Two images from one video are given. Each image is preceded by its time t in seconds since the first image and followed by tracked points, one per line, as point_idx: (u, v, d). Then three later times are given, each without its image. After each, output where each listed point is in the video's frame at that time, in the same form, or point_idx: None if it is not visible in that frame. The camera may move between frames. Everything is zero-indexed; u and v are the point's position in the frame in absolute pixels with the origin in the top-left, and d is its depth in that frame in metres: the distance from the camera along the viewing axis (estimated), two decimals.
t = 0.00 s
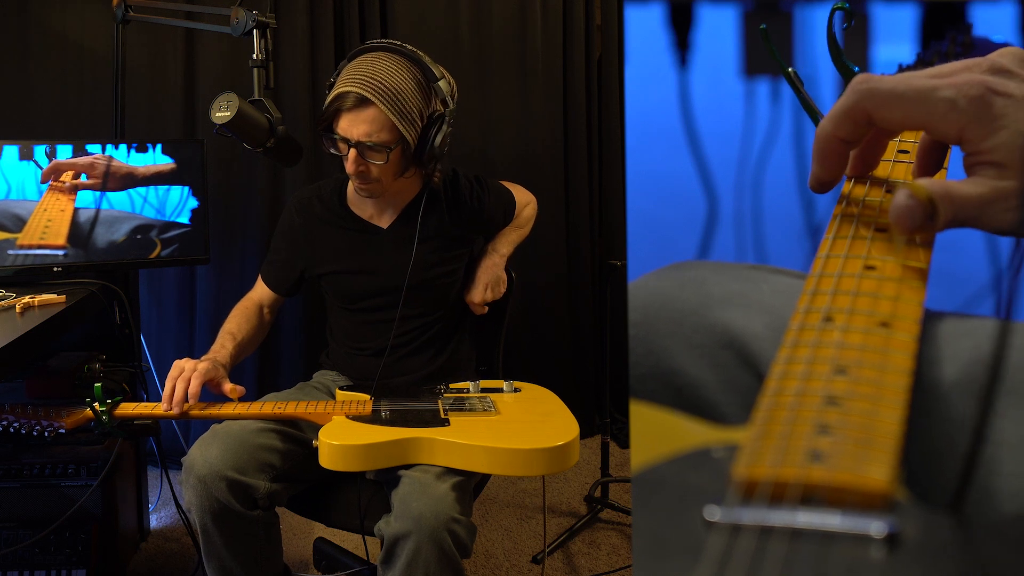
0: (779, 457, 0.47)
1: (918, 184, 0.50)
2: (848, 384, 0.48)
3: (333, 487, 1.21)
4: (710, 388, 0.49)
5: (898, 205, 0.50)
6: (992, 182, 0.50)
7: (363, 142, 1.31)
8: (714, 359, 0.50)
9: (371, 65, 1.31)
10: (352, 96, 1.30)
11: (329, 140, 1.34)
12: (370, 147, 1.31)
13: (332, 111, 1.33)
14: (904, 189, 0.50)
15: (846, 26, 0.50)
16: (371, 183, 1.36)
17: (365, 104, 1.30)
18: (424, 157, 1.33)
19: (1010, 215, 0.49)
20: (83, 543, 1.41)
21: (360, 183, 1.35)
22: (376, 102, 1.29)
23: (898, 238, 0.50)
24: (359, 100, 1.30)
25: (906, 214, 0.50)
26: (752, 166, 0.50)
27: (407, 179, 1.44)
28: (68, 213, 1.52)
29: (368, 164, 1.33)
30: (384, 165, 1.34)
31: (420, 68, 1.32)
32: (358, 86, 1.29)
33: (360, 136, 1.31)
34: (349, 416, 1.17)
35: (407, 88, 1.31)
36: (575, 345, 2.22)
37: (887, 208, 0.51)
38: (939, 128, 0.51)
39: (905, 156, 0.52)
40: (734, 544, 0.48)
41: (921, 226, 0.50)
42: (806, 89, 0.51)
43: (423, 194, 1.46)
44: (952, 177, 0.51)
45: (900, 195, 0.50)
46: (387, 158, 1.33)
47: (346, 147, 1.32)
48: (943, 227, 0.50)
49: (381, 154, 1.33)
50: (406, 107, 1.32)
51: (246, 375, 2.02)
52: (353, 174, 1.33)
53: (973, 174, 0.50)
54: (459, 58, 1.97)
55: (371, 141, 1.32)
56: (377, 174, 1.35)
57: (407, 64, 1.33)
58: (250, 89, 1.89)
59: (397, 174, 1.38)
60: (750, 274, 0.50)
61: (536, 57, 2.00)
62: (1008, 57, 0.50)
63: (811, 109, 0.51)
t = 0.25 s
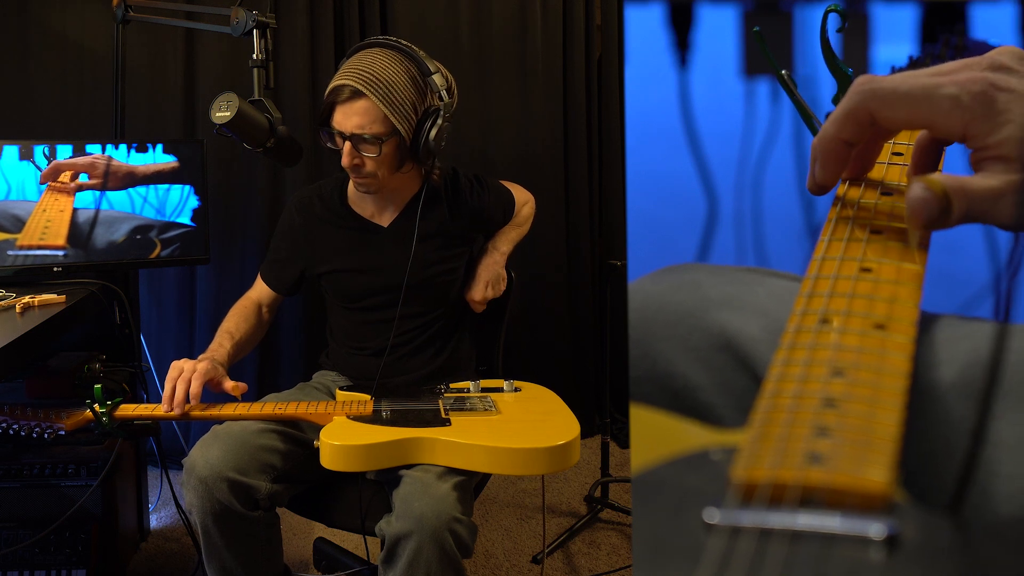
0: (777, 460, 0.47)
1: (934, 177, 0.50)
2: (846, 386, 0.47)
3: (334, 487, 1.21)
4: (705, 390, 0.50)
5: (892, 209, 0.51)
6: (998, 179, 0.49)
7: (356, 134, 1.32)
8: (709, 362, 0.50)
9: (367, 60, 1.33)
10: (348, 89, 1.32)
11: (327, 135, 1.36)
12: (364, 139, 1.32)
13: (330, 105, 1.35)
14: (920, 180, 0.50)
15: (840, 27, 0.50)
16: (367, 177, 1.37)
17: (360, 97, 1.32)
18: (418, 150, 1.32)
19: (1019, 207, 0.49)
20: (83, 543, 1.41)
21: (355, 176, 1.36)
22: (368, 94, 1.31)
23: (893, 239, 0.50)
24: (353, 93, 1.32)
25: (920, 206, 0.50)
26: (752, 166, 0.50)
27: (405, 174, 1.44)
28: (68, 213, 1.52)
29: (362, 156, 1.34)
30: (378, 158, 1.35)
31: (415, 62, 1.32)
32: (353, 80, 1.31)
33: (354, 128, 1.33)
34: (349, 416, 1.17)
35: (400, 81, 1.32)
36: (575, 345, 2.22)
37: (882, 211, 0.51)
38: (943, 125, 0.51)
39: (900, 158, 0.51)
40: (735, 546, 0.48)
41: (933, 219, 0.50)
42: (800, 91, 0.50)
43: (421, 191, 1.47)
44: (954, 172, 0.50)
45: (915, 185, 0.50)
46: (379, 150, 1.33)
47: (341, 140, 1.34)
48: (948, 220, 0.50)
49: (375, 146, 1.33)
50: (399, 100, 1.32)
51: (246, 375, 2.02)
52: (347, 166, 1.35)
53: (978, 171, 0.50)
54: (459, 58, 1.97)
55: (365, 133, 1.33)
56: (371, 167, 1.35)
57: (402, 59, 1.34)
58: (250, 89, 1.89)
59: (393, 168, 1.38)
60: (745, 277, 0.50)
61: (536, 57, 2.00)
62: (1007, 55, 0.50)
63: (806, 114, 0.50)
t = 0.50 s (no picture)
0: (775, 462, 0.47)
1: (925, 188, 0.50)
2: (843, 388, 0.47)
3: (335, 487, 1.21)
4: (701, 394, 0.49)
5: (887, 211, 0.50)
6: (990, 188, 0.49)
7: (347, 126, 1.35)
8: (704, 364, 0.49)
9: (363, 55, 1.36)
10: (343, 83, 1.35)
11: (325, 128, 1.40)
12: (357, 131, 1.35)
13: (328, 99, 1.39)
14: (913, 194, 0.50)
15: (833, 29, 0.49)
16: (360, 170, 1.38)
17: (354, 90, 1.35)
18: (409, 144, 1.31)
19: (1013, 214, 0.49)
20: (83, 543, 1.41)
21: (348, 168, 1.39)
22: (360, 86, 1.34)
23: (889, 241, 0.50)
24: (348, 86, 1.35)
25: (914, 216, 0.50)
26: (752, 166, 0.50)
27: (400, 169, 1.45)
28: (67, 214, 1.52)
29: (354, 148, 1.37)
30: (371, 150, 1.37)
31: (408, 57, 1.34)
32: (347, 73, 1.35)
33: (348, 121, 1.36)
34: (350, 416, 1.17)
35: (392, 74, 1.34)
36: (575, 345, 2.22)
37: (876, 214, 0.51)
38: (937, 130, 0.50)
39: (894, 160, 0.51)
40: (734, 547, 0.48)
41: (927, 232, 0.50)
42: (792, 93, 0.50)
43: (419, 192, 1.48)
44: (949, 179, 0.50)
45: (909, 199, 0.50)
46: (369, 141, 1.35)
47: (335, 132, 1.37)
48: (943, 231, 0.49)
49: (365, 137, 1.35)
50: (390, 93, 1.34)
51: (246, 375, 2.02)
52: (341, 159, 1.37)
53: (974, 176, 0.49)
54: (459, 58, 1.97)
55: (356, 125, 1.35)
56: (363, 159, 1.37)
57: (398, 55, 1.36)
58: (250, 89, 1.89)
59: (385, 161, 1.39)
60: (740, 280, 0.50)
61: (536, 57, 2.00)
62: (1002, 59, 0.49)
63: (798, 114, 0.50)
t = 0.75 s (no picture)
0: (774, 464, 0.47)
1: (936, 187, 0.49)
2: (841, 390, 0.47)
3: (336, 488, 1.21)
4: (696, 396, 0.49)
5: (882, 213, 0.50)
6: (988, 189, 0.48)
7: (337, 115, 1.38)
8: (701, 367, 0.48)
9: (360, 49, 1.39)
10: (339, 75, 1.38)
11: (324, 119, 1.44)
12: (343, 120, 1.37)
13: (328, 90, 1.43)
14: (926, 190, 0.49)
15: (828, 30, 0.49)
16: (348, 160, 1.41)
17: (348, 82, 1.38)
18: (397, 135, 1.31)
19: (1019, 210, 0.48)
20: (83, 543, 1.41)
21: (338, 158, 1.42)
22: (350, 76, 1.36)
23: (884, 243, 0.49)
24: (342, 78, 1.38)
25: (928, 216, 0.49)
26: (752, 166, 0.50)
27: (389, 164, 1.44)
28: (66, 214, 1.52)
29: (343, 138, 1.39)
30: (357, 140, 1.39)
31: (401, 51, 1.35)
32: (341, 64, 1.38)
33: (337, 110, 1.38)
34: (352, 416, 1.17)
35: (382, 66, 1.35)
36: (575, 345, 2.22)
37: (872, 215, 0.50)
38: (937, 126, 0.49)
39: (888, 162, 0.50)
40: (734, 548, 0.48)
41: (937, 232, 0.49)
42: (786, 94, 0.50)
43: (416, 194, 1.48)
44: (947, 176, 0.49)
45: (922, 196, 0.49)
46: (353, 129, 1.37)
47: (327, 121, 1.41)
48: (950, 226, 0.49)
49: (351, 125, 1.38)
50: (379, 85, 1.35)
51: (246, 375, 2.02)
52: (329, 148, 1.41)
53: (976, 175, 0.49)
54: (459, 58, 1.97)
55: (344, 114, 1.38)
56: (351, 148, 1.40)
57: (393, 49, 1.37)
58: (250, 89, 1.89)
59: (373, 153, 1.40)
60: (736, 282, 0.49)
61: (536, 57, 2.00)
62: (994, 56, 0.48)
63: (792, 116, 0.50)
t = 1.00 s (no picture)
0: (771, 468, 0.47)
1: (902, 189, 0.49)
2: (835, 395, 0.47)
3: (339, 488, 1.21)
4: (689, 402, 0.49)
5: (872, 216, 0.49)
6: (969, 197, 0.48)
7: (336, 107, 1.41)
8: (691, 372, 0.48)
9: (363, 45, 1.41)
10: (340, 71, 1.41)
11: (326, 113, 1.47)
12: (340, 111, 1.40)
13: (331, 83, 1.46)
14: (890, 194, 0.49)
15: (816, 33, 0.48)
16: (344, 152, 1.43)
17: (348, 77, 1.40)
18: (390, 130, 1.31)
19: (993, 220, 0.48)
20: (83, 543, 1.41)
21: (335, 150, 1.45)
22: (348, 70, 1.38)
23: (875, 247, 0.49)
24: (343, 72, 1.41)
25: (890, 219, 0.49)
26: (752, 166, 0.49)
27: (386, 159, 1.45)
28: (65, 215, 1.52)
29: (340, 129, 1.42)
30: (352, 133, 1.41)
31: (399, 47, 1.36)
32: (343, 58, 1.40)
33: (336, 102, 1.41)
34: (354, 416, 1.17)
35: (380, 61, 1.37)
36: (575, 345, 2.22)
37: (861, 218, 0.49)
38: (917, 135, 0.49)
39: (878, 165, 0.50)
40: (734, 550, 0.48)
41: (904, 233, 0.48)
42: (776, 101, 0.49)
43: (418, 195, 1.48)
44: (930, 183, 0.49)
45: (885, 199, 0.49)
46: (348, 121, 1.40)
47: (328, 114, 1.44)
48: (922, 233, 0.48)
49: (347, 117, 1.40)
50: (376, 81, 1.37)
51: (246, 374, 2.02)
52: (326, 140, 1.44)
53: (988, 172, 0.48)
54: (459, 58, 1.97)
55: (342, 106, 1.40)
56: (346, 141, 1.42)
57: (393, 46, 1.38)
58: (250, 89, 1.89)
59: (368, 146, 1.42)
60: (726, 286, 0.49)
61: (536, 57, 2.00)
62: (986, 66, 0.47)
63: (780, 120, 0.49)
